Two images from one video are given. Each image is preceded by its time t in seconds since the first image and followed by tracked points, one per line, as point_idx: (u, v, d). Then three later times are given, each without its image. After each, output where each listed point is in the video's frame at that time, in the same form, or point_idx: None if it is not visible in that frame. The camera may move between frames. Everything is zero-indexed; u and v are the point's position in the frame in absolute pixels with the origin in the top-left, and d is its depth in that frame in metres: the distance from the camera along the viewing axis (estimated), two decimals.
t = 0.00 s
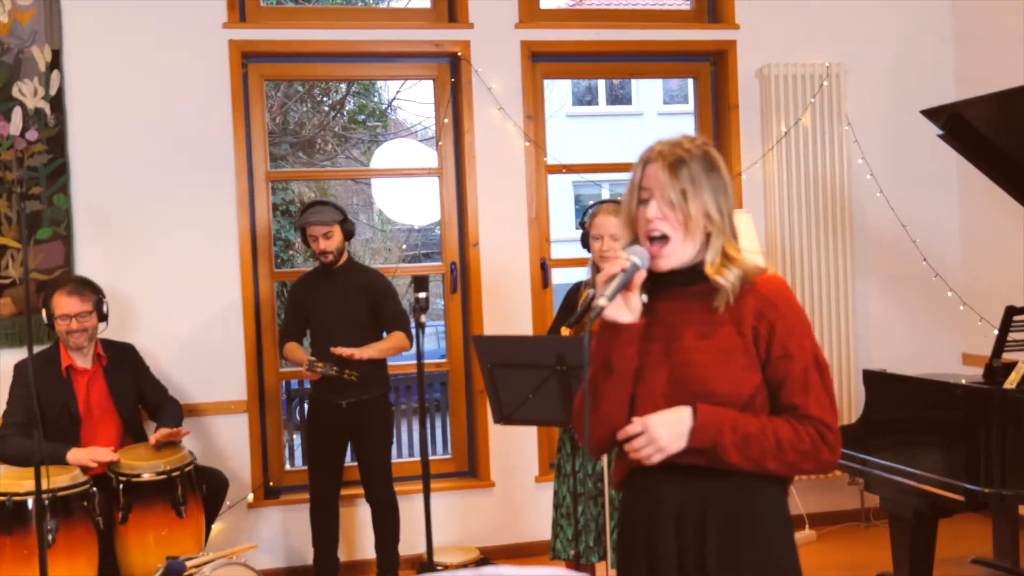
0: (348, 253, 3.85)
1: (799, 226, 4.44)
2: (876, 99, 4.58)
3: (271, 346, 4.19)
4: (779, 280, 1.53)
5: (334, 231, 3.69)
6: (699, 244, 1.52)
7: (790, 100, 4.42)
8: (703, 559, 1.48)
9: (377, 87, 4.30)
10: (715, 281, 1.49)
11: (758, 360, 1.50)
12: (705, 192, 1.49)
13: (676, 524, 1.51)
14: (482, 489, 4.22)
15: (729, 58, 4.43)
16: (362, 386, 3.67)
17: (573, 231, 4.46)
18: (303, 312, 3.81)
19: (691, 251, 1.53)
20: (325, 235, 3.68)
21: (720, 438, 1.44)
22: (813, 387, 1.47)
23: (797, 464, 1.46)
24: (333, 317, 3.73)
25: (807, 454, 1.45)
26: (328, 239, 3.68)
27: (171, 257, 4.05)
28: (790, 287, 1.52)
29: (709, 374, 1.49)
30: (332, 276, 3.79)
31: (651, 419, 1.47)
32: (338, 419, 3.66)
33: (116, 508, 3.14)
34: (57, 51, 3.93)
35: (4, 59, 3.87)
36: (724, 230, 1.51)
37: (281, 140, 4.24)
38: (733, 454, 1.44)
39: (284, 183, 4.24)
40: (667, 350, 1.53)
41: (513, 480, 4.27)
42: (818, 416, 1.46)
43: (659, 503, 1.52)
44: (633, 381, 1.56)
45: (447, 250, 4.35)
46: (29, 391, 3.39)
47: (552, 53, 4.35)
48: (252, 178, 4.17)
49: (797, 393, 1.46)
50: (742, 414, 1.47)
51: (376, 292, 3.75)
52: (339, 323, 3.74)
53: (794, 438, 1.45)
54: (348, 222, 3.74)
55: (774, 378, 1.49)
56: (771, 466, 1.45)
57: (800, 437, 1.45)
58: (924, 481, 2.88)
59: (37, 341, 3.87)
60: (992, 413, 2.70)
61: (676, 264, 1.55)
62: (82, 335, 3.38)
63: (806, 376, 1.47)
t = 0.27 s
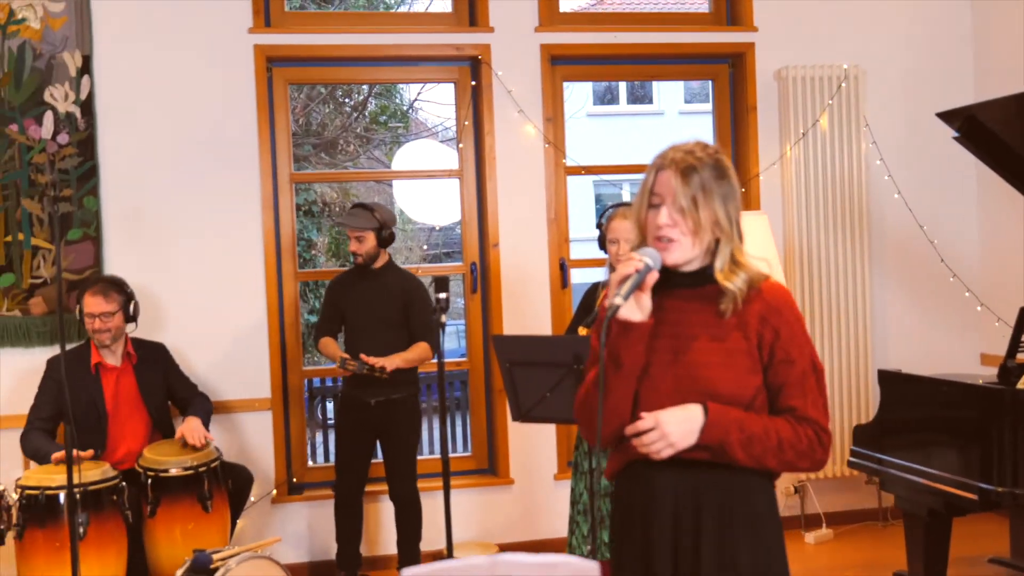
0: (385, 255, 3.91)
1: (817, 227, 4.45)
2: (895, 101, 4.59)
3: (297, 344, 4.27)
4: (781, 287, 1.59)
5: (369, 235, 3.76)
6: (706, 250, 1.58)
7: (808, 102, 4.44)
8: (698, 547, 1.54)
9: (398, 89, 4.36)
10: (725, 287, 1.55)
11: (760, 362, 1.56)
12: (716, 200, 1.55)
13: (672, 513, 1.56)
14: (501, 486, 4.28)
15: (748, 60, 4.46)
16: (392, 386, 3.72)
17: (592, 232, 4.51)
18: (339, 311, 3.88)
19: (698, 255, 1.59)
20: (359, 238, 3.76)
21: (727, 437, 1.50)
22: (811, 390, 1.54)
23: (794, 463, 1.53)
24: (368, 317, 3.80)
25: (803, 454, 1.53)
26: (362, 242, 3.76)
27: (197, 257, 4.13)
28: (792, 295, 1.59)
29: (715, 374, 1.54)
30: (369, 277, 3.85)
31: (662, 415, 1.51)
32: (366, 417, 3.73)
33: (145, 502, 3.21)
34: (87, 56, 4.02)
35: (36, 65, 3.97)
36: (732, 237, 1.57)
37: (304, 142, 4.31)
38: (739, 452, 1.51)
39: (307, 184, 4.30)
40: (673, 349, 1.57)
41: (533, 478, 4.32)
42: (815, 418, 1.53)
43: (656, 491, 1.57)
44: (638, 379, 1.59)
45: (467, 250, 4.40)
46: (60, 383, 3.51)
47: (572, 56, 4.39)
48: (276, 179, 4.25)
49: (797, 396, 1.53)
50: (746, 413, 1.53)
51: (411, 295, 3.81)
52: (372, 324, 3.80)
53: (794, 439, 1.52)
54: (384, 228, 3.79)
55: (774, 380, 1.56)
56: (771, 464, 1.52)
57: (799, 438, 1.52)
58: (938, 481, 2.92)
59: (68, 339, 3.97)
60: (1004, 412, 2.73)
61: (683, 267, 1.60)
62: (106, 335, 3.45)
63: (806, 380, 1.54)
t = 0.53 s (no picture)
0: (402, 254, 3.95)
1: (834, 227, 4.44)
2: (913, 101, 4.57)
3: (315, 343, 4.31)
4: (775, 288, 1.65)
5: (386, 232, 3.80)
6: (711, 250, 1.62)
7: (825, 103, 4.43)
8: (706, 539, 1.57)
9: (418, 90, 4.40)
10: (731, 285, 1.59)
11: (761, 360, 1.61)
12: (725, 202, 1.61)
13: (680, 505, 1.58)
14: (518, 484, 4.30)
15: (765, 61, 4.45)
16: (407, 381, 3.76)
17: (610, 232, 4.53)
18: (355, 307, 3.94)
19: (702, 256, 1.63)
20: (376, 234, 3.80)
21: (742, 433, 1.53)
22: (808, 387, 1.59)
23: (798, 458, 1.57)
24: (382, 314, 3.84)
25: (806, 449, 1.57)
26: (379, 238, 3.80)
27: (218, 257, 4.19)
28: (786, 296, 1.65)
29: (722, 372, 1.58)
30: (385, 274, 3.90)
31: (683, 413, 1.53)
32: (380, 413, 3.76)
33: (167, 497, 3.27)
34: (111, 60, 4.09)
35: (62, 69, 4.05)
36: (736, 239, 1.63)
37: (325, 143, 4.35)
38: (752, 446, 1.54)
39: (328, 185, 4.35)
40: (681, 350, 1.59)
41: (550, 476, 4.34)
42: (816, 414, 1.58)
43: (664, 484, 1.59)
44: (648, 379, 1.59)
45: (485, 251, 4.43)
46: (84, 379, 3.59)
47: (589, 58, 4.41)
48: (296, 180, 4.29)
49: (797, 392, 1.58)
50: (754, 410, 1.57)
51: (426, 293, 3.85)
52: (388, 321, 3.84)
53: (798, 433, 1.56)
54: (402, 227, 3.82)
55: (774, 379, 1.60)
56: (778, 459, 1.56)
57: (802, 432, 1.56)
58: (949, 480, 2.94)
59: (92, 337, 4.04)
60: (1019, 412, 2.74)
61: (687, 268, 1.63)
62: (119, 332, 3.52)
63: (804, 377, 1.59)
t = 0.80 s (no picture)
0: (411, 253, 3.97)
1: (854, 227, 4.43)
2: (933, 100, 4.54)
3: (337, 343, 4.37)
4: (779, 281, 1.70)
5: (396, 231, 3.83)
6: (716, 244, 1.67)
7: (845, 102, 4.42)
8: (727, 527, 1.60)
9: (442, 92, 4.43)
10: (739, 278, 1.64)
11: (771, 352, 1.65)
12: (728, 195, 1.66)
13: (701, 496, 1.62)
14: (538, 483, 4.32)
15: (784, 61, 4.44)
16: (420, 381, 3.79)
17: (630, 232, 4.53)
18: (364, 306, 3.96)
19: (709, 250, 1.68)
20: (386, 233, 3.83)
21: (761, 421, 1.57)
22: (817, 376, 1.64)
23: (813, 445, 1.61)
24: (392, 314, 3.88)
25: (820, 437, 1.61)
26: (388, 237, 3.82)
27: (241, 256, 4.24)
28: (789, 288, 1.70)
29: (736, 364, 1.62)
30: (394, 274, 3.93)
31: (705, 404, 1.55)
32: (394, 412, 3.80)
33: (190, 493, 3.31)
34: (136, 63, 4.15)
35: (88, 72, 4.11)
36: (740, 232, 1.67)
37: (348, 144, 4.39)
38: (771, 435, 1.58)
39: (352, 186, 4.39)
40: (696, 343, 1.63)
41: (570, 475, 4.35)
42: (826, 401, 1.63)
43: (685, 475, 1.63)
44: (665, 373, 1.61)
45: (504, 251, 4.44)
46: (109, 376, 3.64)
47: (609, 59, 4.42)
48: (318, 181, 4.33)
49: (807, 381, 1.63)
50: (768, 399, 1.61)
51: (437, 292, 3.88)
52: (399, 320, 3.88)
53: (813, 421, 1.60)
54: (412, 226, 3.86)
55: (784, 369, 1.65)
56: (795, 446, 1.59)
57: (817, 420, 1.60)
58: (966, 478, 2.95)
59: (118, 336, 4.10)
60: None
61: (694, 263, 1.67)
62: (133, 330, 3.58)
63: (812, 366, 1.64)
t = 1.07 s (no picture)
0: (439, 253, 4.01)
1: (897, 226, 4.39)
2: (978, 98, 4.49)
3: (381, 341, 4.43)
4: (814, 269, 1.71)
5: (421, 234, 3.87)
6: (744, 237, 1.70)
7: (886, 101, 4.39)
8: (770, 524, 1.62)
9: (485, 93, 4.47)
10: (767, 269, 1.66)
11: (808, 342, 1.67)
12: (749, 189, 1.69)
13: (744, 492, 1.64)
14: (579, 480, 4.34)
15: (825, 60, 4.42)
16: (454, 380, 3.83)
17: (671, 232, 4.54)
18: (395, 308, 3.99)
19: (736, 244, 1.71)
20: (411, 236, 3.87)
21: (797, 409, 1.58)
22: (858, 363, 1.65)
23: (857, 432, 1.61)
24: (425, 313, 3.92)
25: (863, 423, 1.61)
26: (414, 240, 3.87)
27: (285, 256, 4.31)
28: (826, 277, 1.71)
29: (770, 354, 1.64)
30: (424, 275, 3.96)
31: (738, 392, 1.57)
32: (428, 411, 3.83)
33: (236, 486, 3.39)
34: (183, 66, 4.24)
35: (137, 75, 4.21)
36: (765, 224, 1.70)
37: (392, 145, 4.45)
38: (809, 422, 1.59)
39: (395, 187, 4.45)
40: (728, 337, 1.67)
41: (610, 473, 4.37)
42: (869, 388, 1.63)
43: (727, 472, 1.65)
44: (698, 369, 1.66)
45: (545, 250, 4.48)
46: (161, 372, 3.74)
47: (649, 59, 4.43)
48: (361, 181, 4.40)
49: (848, 369, 1.64)
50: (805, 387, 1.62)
51: (467, 291, 3.93)
52: (431, 320, 3.92)
53: (854, 408, 1.60)
54: (437, 228, 3.89)
55: (823, 358, 1.66)
56: (837, 433, 1.60)
57: (858, 407, 1.61)
58: (1009, 479, 2.92)
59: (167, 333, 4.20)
60: None
61: (723, 259, 1.71)
62: (195, 326, 3.67)
63: (852, 354, 1.65)
